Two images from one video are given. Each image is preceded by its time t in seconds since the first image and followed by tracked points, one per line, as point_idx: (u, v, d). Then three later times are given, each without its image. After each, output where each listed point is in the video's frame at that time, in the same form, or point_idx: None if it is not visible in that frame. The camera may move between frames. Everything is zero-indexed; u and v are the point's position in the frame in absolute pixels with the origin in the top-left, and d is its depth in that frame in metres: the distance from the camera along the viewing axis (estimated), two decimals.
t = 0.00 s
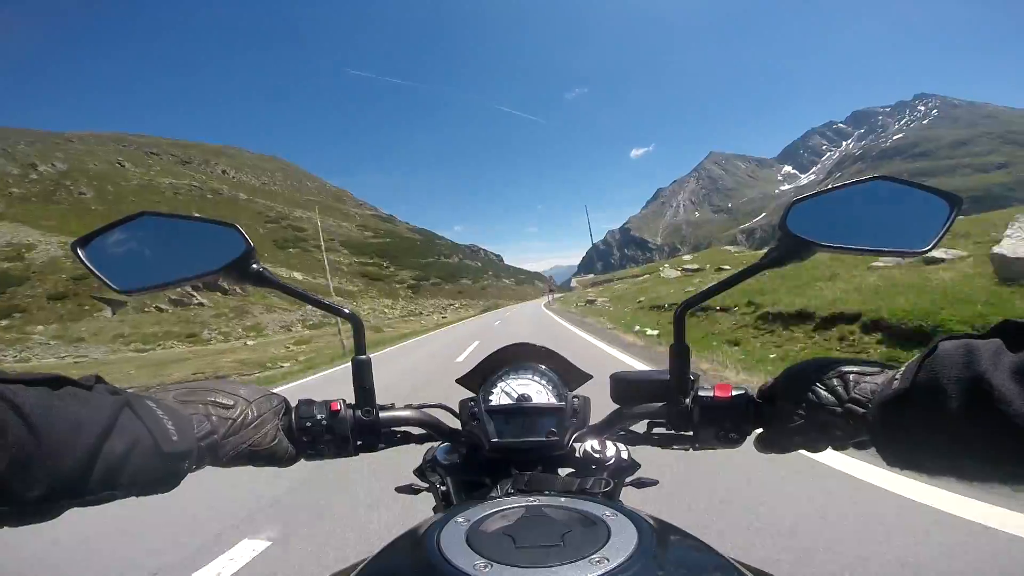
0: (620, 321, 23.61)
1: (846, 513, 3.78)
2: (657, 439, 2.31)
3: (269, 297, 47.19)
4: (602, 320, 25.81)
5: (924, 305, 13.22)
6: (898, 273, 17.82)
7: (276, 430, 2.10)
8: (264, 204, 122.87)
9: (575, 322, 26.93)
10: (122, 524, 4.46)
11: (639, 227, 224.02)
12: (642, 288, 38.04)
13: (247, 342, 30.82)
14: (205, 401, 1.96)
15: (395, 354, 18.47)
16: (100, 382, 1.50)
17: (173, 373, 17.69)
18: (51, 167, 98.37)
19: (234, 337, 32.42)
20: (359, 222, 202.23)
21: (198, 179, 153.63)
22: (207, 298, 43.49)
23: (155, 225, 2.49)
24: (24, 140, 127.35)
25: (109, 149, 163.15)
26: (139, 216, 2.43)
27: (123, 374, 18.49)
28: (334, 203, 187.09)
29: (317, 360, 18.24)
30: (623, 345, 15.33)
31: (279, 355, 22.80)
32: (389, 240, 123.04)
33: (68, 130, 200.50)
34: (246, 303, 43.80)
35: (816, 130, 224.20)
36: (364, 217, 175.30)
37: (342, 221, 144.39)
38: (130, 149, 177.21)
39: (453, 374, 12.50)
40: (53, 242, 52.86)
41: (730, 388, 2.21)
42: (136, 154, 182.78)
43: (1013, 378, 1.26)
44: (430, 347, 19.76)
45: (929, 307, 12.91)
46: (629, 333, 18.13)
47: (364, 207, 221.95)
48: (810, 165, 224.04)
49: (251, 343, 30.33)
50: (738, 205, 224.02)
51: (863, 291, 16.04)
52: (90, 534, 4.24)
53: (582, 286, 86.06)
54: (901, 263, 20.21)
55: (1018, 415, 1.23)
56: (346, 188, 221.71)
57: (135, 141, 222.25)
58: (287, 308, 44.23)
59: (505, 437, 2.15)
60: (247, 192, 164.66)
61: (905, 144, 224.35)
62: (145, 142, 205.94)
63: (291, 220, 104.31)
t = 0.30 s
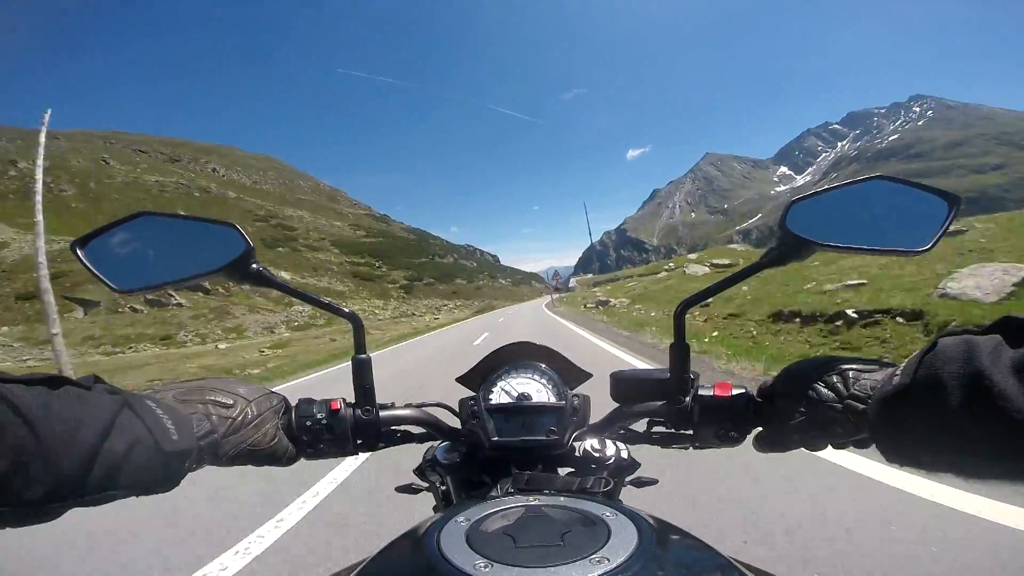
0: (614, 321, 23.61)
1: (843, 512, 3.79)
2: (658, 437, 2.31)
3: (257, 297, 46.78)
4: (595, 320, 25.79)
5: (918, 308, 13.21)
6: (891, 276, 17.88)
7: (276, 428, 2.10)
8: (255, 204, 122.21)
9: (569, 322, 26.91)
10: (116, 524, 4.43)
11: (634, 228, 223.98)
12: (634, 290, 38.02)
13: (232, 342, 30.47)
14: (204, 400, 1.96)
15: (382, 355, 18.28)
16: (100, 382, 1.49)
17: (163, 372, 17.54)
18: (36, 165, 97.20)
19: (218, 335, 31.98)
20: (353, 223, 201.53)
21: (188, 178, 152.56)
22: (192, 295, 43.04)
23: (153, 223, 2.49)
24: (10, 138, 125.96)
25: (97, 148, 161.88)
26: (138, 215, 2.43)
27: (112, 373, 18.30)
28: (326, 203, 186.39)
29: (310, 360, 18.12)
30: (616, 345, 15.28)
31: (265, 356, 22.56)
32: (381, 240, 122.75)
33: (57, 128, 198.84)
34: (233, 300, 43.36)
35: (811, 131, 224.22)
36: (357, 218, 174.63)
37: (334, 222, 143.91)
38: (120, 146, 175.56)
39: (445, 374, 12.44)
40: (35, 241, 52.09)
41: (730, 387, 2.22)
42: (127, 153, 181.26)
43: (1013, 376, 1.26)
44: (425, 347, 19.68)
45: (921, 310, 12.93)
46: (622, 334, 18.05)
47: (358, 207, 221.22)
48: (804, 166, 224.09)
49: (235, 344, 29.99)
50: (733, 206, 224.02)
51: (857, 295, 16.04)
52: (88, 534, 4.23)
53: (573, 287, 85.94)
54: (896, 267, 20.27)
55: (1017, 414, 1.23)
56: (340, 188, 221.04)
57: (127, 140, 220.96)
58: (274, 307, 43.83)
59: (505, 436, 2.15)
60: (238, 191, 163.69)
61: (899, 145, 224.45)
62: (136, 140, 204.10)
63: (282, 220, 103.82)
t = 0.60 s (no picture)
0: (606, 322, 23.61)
1: (840, 511, 3.79)
2: (658, 437, 2.30)
3: (238, 300, 46.25)
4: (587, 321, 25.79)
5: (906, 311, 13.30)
6: (881, 278, 17.97)
7: (276, 429, 2.10)
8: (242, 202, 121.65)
9: (560, 323, 26.90)
10: (107, 528, 4.38)
11: (628, 226, 223.96)
12: (625, 292, 38.07)
13: (208, 348, 29.92)
14: (204, 400, 1.96)
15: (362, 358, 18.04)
16: (99, 382, 1.49)
17: (149, 376, 17.41)
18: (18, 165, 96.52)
19: (194, 341, 31.37)
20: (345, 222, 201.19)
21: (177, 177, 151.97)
22: (168, 301, 42.31)
23: (152, 223, 2.48)
24: None
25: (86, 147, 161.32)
26: (138, 214, 2.42)
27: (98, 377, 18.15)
28: (318, 201, 186.06)
29: (298, 362, 18.03)
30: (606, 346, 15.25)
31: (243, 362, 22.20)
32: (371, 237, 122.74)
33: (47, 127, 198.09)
34: (210, 303, 42.69)
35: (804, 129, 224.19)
36: (348, 216, 174.22)
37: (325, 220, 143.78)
38: (103, 146, 173.34)
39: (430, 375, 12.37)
40: (9, 245, 51.14)
41: (730, 387, 2.22)
42: (113, 152, 179.24)
43: (1016, 377, 1.26)
44: (416, 349, 19.64)
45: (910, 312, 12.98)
46: (610, 335, 17.95)
47: (351, 206, 220.76)
48: (797, 164, 224.03)
49: (213, 349, 29.54)
50: (727, 204, 224.02)
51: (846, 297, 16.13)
52: (83, 536, 4.22)
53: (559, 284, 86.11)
54: (884, 266, 20.34)
55: (1020, 414, 1.23)
56: (333, 187, 220.73)
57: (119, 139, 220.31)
58: (254, 310, 43.31)
59: (505, 436, 2.15)
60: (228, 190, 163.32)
61: (892, 142, 224.28)
62: (124, 139, 202.24)
63: (268, 219, 103.31)
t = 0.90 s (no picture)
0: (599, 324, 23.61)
1: (835, 512, 3.80)
2: (657, 438, 2.31)
3: (216, 301, 45.49)
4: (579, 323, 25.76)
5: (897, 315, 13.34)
6: (869, 281, 18.01)
7: (276, 429, 2.10)
8: (229, 202, 120.86)
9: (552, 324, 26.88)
10: (97, 529, 4.33)
11: (621, 228, 223.94)
12: (615, 295, 38.07)
13: (180, 350, 29.20)
14: (205, 400, 1.96)
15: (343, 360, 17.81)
16: (101, 381, 1.49)
17: (135, 379, 17.28)
18: None
19: (166, 343, 30.65)
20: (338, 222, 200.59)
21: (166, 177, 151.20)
22: (140, 301, 41.35)
23: (153, 224, 2.49)
24: None
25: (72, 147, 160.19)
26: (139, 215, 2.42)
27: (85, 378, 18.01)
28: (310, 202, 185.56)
29: (288, 364, 17.95)
30: (599, 347, 15.24)
31: (223, 364, 21.90)
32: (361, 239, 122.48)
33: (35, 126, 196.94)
34: (190, 304, 42.11)
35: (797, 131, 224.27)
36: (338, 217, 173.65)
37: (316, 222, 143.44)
38: (89, 144, 171.52)
39: (417, 376, 12.29)
40: None
41: (730, 388, 2.22)
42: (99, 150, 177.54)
43: (1015, 378, 1.26)
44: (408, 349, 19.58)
45: (897, 316, 12.99)
46: (598, 337, 17.84)
47: (344, 206, 220.09)
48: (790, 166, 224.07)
49: (186, 351, 28.84)
50: (721, 206, 224.04)
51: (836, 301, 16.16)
52: (79, 536, 4.20)
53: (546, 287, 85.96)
54: (873, 270, 20.38)
55: (1019, 415, 1.23)
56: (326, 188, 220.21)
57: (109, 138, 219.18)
58: (233, 311, 42.61)
59: (505, 436, 2.15)
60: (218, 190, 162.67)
61: (885, 145, 224.39)
62: (113, 137, 200.45)
63: (255, 218, 102.61)
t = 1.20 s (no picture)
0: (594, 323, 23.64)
1: (832, 509, 3.81)
2: (658, 435, 2.31)
3: (195, 299, 44.74)
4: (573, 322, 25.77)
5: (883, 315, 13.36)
6: (862, 280, 18.10)
7: (276, 428, 2.10)
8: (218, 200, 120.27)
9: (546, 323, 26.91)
10: (88, 532, 4.29)
11: (617, 226, 223.93)
12: (607, 295, 38.12)
13: (148, 354, 28.52)
14: (204, 400, 1.96)
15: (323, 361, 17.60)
16: (99, 382, 1.49)
17: (124, 381, 17.18)
18: None
19: (135, 347, 29.96)
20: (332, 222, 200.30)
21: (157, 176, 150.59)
22: (115, 300, 40.56)
23: (154, 223, 2.49)
24: None
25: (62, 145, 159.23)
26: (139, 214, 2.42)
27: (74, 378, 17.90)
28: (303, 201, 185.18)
29: (279, 365, 17.90)
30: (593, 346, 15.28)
31: (201, 367, 21.60)
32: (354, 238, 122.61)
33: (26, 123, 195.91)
34: (179, 304, 41.97)
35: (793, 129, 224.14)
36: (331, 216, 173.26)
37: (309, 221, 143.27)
38: (75, 141, 169.93)
39: (404, 375, 12.22)
40: None
41: (730, 385, 2.22)
42: (87, 146, 175.81)
43: (1014, 376, 1.26)
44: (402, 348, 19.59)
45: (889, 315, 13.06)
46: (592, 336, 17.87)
47: (338, 205, 219.75)
48: (785, 165, 223.97)
49: (157, 355, 28.21)
50: (716, 204, 223.97)
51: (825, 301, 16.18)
52: (80, 536, 4.20)
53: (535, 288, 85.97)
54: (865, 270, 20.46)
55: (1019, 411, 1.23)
56: (321, 187, 219.96)
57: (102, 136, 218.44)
58: (211, 310, 41.93)
59: (505, 435, 2.15)
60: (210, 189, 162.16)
61: (880, 143, 224.28)
62: (102, 134, 198.49)
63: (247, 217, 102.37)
